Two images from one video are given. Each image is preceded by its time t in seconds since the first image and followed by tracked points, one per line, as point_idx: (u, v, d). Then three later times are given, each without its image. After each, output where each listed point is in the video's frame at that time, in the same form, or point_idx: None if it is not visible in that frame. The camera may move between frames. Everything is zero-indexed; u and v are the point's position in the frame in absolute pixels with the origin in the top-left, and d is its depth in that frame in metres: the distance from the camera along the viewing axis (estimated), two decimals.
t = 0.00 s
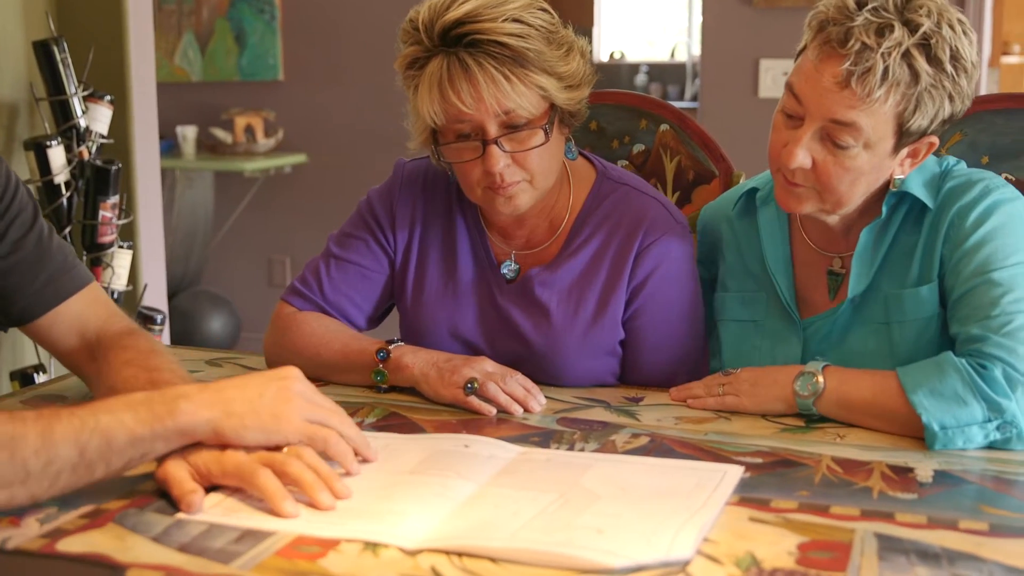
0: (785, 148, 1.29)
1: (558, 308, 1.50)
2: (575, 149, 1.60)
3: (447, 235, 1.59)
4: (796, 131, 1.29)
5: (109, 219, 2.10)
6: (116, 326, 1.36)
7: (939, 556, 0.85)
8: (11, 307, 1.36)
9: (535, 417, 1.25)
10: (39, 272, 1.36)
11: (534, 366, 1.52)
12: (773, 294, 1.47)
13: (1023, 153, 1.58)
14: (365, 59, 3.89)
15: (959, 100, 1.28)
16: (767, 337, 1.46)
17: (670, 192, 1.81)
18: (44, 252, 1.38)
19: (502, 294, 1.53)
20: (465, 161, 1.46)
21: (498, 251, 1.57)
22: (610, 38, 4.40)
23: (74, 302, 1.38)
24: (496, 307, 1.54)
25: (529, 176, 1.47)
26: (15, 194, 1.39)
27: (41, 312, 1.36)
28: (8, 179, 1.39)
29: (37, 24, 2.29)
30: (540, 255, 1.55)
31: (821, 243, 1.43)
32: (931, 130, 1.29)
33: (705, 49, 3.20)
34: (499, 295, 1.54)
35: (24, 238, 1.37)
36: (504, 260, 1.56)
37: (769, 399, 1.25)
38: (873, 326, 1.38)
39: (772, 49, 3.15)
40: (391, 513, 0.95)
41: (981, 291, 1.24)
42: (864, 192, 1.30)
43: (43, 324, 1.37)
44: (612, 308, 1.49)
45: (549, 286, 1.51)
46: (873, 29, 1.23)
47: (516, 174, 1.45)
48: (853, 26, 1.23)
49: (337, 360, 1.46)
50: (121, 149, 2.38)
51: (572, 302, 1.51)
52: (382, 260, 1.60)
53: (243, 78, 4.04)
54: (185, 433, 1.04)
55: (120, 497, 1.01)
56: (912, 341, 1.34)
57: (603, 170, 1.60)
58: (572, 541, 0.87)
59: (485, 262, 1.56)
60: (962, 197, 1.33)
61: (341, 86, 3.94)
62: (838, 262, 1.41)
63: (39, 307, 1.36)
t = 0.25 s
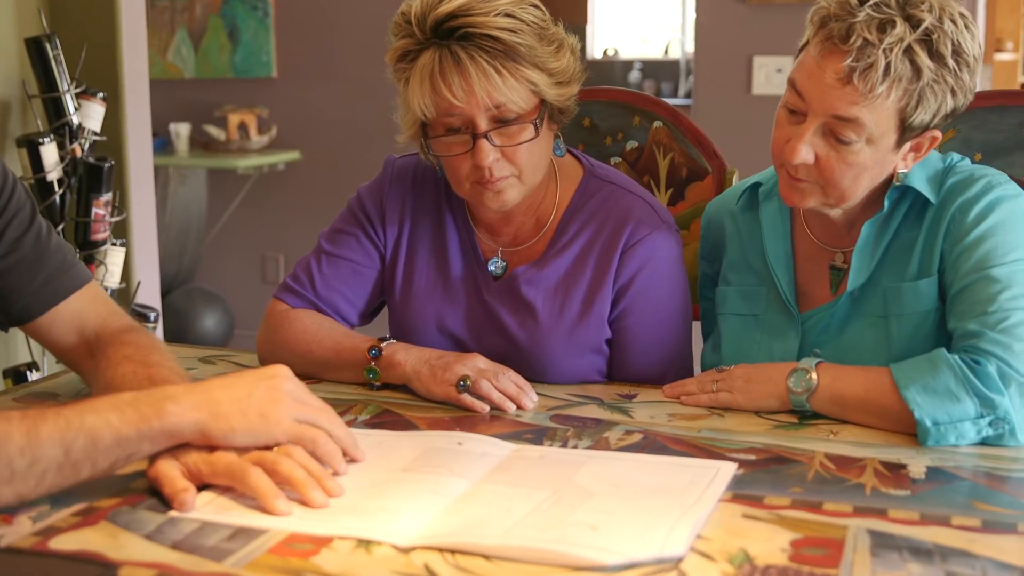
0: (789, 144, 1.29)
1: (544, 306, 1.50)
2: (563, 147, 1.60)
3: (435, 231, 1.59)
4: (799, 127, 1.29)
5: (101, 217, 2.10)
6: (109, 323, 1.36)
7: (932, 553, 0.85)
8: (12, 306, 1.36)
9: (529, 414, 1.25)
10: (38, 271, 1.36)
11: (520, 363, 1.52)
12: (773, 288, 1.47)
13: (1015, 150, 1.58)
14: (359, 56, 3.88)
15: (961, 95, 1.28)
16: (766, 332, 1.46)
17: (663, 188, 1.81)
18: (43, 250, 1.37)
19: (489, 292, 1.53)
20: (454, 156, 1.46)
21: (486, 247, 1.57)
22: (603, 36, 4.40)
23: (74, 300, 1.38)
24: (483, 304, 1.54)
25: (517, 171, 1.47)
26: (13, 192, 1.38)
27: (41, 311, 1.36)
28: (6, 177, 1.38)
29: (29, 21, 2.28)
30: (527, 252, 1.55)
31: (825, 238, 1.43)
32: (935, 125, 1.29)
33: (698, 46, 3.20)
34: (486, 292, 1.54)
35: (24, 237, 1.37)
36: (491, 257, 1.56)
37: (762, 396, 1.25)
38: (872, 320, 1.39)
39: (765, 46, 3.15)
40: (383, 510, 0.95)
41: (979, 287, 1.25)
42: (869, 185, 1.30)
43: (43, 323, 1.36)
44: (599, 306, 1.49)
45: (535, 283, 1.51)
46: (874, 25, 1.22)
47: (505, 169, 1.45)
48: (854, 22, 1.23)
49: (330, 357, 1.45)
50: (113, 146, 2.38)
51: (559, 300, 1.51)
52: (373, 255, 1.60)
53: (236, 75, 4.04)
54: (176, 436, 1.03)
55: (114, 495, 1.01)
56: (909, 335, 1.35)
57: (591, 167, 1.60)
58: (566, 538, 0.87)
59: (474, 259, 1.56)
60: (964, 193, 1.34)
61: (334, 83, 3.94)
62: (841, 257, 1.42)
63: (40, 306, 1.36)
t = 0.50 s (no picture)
0: (786, 143, 1.29)
1: (541, 308, 1.50)
2: (557, 148, 1.60)
3: (432, 233, 1.59)
4: (796, 128, 1.29)
5: (98, 218, 2.09)
6: (104, 323, 1.36)
7: (928, 552, 0.85)
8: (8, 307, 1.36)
9: (525, 414, 1.25)
10: (33, 271, 1.36)
11: (516, 365, 1.52)
12: (773, 292, 1.47)
13: (1011, 149, 1.58)
14: (355, 56, 3.88)
15: (957, 92, 1.28)
16: (768, 336, 1.46)
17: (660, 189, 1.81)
18: (37, 251, 1.38)
19: (486, 294, 1.54)
20: (447, 159, 1.46)
21: (483, 250, 1.58)
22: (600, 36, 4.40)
23: (69, 300, 1.38)
24: (480, 306, 1.54)
25: (512, 173, 1.47)
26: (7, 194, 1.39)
27: (37, 311, 1.36)
28: None
29: (26, 22, 2.28)
30: (524, 254, 1.55)
31: (824, 239, 1.44)
32: (931, 122, 1.29)
33: (695, 46, 3.20)
34: (483, 294, 1.54)
35: (18, 237, 1.38)
36: (489, 259, 1.56)
37: (759, 396, 1.25)
38: (871, 320, 1.39)
39: (761, 47, 3.15)
40: (379, 510, 0.95)
41: (977, 287, 1.25)
42: (868, 182, 1.30)
43: (38, 324, 1.36)
44: (595, 308, 1.49)
45: (532, 285, 1.51)
46: (870, 24, 1.23)
47: (498, 172, 1.45)
48: (850, 21, 1.23)
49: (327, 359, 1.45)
50: (109, 146, 2.38)
51: (556, 301, 1.51)
52: (370, 257, 1.60)
53: (232, 75, 4.04)
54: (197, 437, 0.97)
55: (110, 495, 1.01)
56: (909, 336, 1.35)
57: (587, 168, 1.60)
58: (562, 538, 0.87)
59: (472, 261, 1.56)
60: (963, 193, 1.34)
61: (330, 84, 3.94)
62: (840, 258, 1.42)
63: (35, 305, 1.35)
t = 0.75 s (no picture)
0: (780, 144, 1.29)
1: (538, 308, 1.50)
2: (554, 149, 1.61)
3: (429, 233, 1.59)
4: (791, 128, 1.28)
5: (94, 218, 2.09)
6: (101, 324, 1.36)
7: (924, 552, 0.85)
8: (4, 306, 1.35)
9: (522, 414, 1.25)
10: (31, 271, 1.36)
11: (514, 365, 1.52)
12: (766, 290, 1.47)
13: (1007, 149, 1.59)
14: (352, 57, 3.88)
15: (948, 92, 1.29)
16: (763, 336, 1.46)
17: (657, 189, 1.82)
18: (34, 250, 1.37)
19: (484, 295, 1.54)
20: (443, 162, 1.46)
21: (479, 250, 1.58)
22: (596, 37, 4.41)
23: (66, 300, 1.38)
24: (478, 307, 1.54)
25: (509, 174, 1.47)
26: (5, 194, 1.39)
27: (34, 311, 1.35)
28: None
29: (22, 22, 2.28)
30: (521, 255, 1.55)
31: (813, 238, 1.44)
32: (922, 121, 1.29)
33: (692, 47, 3.20)
34: (481, 294, 1.54)
35: (16, 237, 1.37)
36: (486, 260, 1.56)
37: (755, 396, 1.25)
38: (863, 318, 1.39)
39: (757, 47, 3.15)
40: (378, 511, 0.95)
41: (963, 288, 1.25)
42: (859, 181, 1.31)
43: (34, 324, 1.36)
44: (593, 308, 1.50)
45: (529, 286, 1.51)
46: (865, 26, 1.23)
47: (494, 173, 1.45)
48: (846, 22, 1.23)
49: (324, 357, 1.45)
50: (105, 147, 2.37)
51: (553, 301, 1.51)
52: (367, 257, 1.60)
53: (229, 75, 4.03)
54: (242, 457, 0.95)
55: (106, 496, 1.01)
56: (902, 331, 1.35)
57: (585, 168, 1.60)
58: (561, 539, 0.87)
59: (468, 262, 1.56)
60: (941, 189, 1.34)
61: (327, 84, 3.94)
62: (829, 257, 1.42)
63: (32, 304, 1.35)
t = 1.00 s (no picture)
0: (757, 146, 1.28)
1: (533, 309, 1.50)
2: (550, 149, 1.61)
3: (424, 233, 1.59)
4: (766, 128, 1.28)
5: (90, 218, 2.09)
6: (95, 326, 1.36)
7: (919, 552, 0.85)
8: None
9: (516, 414, 1.25)
10: (22, 271, 1.35)
11: (509, 365, 1.52)
12: (756, 286, 1.47)
13: (1002, 150, 1.59)
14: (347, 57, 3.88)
15: (920, 84, 1.29)
16: (754, 330, 1.46)
17: (652, 189, 1.81)
18: (26, 249, 1.36)
19: (478, 295, 1.54)
20: (439, 163, 1.45)
21: (474, 250, 1.58)
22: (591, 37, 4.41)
23: (58, 300, 1.37)
24: (472, 307, 1.54)
25: (506, 174, 1.47)
26: None
27: (26, 311, 1.35)
28: None
29: (17, 23, 2.28)
30: (516, 255, 1.55)
31: (796, 239, 1.44)
32: (897, 115, 1.30)
33: (687, 47, 3.21)
34: (475, 295, 1.54)
35: (7, 237, 1.36)
36: (481, 260, 1.56)
37: (750, 396, 1.25)
38: (851, 318, 1.39)
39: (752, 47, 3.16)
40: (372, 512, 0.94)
41: (945, 288, 1.24)
42: (838, 179, 1.31)
43: (26, 325, 1.36)
44: (588, 308, 1.50)
45: (524, 286, 1.51)
46: (835, 22, 1.23)
47: (492, 173, 1.45)
48: (815, 21, 1.23)
49: (317, 358, 1.44)
50: (101, 147, 2.37)
51: (548, 301, 1.51)
52: (362, 258, 1.60)
53: (224, 76, 4.03)
54: (239, 477, 0.94)
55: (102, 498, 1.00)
56: (891, 329, 1.35)
57: (579, 169, 1.60)
58: (556, 539, 0.87)
59: (463, 262, 1.56)
60: (916, 189, 1.33)
61: (322, 84, 3.93)
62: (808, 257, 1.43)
63: (24, 306, 1.35)
